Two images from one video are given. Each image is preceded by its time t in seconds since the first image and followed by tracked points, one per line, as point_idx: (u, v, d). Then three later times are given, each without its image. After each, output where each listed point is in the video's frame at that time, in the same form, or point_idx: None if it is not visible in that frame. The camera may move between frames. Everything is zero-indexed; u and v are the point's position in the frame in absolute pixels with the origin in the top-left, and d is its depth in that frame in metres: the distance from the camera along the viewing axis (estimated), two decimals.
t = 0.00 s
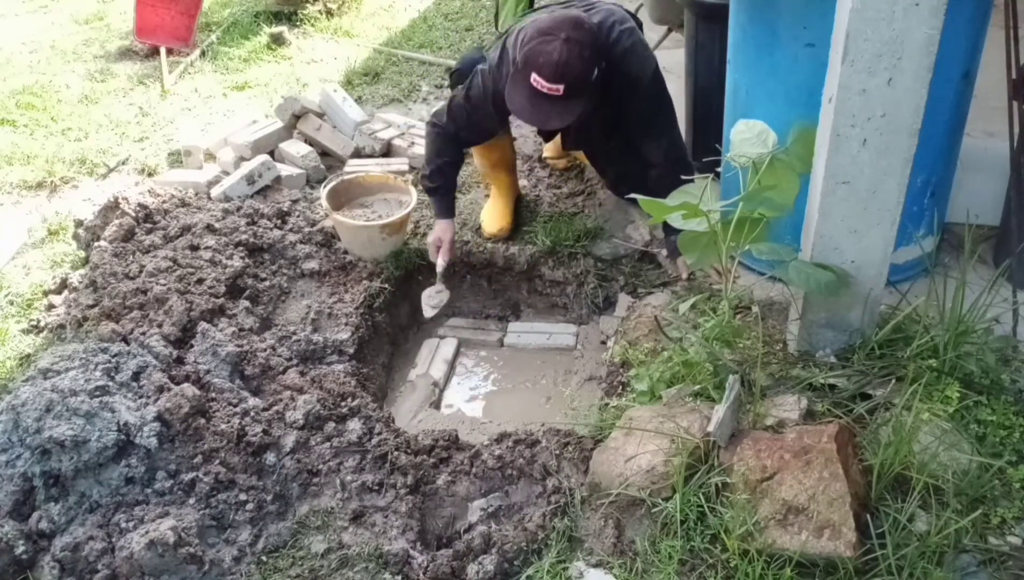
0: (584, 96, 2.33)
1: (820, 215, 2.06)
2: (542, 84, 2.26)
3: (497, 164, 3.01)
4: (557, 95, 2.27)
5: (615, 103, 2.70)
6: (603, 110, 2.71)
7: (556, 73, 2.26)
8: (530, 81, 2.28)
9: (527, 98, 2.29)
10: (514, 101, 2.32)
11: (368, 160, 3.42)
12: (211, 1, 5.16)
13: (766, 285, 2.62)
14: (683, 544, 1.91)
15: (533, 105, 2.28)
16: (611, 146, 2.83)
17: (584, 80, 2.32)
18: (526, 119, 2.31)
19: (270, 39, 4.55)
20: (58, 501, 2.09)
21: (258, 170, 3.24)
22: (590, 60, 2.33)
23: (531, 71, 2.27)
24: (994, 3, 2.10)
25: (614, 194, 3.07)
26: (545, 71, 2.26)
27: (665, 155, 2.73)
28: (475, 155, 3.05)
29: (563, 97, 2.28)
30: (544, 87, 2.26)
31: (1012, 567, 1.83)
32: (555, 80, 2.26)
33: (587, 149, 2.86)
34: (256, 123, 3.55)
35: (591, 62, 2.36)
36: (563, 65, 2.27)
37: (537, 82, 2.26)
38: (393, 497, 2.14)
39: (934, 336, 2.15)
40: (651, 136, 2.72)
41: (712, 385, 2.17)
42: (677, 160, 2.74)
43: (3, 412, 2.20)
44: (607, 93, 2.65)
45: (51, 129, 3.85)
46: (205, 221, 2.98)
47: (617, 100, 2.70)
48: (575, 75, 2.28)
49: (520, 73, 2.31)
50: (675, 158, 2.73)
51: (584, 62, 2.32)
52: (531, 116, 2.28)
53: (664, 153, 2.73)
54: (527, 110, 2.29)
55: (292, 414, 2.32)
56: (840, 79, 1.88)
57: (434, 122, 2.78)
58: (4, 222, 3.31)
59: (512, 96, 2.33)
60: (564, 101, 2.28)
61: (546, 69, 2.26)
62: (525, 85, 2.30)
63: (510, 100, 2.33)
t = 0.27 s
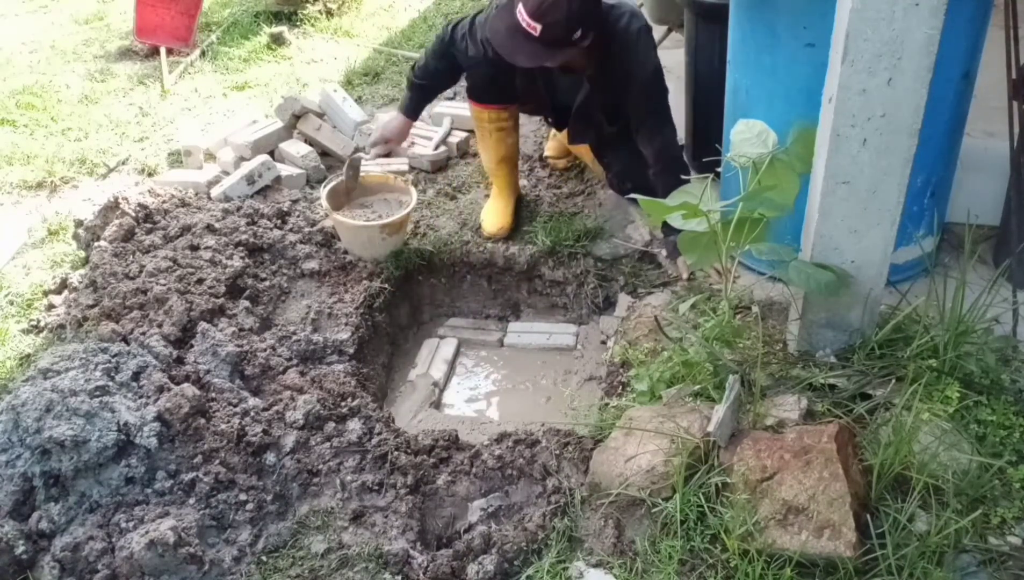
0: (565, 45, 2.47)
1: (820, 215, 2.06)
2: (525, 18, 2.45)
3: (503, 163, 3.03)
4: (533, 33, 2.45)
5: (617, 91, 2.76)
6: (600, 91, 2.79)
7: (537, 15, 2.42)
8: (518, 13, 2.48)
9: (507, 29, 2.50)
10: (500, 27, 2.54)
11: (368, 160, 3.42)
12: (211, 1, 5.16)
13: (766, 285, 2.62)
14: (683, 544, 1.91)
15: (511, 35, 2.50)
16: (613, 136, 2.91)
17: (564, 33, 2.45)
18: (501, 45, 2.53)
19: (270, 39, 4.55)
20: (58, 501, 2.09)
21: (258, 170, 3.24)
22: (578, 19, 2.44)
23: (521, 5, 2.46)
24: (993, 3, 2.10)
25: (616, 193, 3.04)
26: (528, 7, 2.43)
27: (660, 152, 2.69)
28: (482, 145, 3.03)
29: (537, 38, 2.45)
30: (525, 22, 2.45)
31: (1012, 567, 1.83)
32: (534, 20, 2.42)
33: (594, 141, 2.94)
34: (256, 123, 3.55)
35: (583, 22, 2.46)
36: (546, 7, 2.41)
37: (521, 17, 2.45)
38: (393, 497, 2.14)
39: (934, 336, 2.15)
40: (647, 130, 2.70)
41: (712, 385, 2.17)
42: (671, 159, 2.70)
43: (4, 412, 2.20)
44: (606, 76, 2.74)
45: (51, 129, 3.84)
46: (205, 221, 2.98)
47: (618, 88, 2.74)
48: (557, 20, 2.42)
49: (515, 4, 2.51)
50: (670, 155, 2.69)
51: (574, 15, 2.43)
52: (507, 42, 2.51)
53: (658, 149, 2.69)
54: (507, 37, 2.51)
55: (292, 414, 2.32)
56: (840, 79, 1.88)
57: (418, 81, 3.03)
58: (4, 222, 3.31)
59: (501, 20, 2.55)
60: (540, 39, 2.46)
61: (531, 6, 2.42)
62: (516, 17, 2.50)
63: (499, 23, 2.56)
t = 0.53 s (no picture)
0: (551, 47, 2.44)
1: (820, 215, 2.06)
2: (511, 20, 2.42)
3: (505, 164, 3.03)
4: (520, 34, 2.43)
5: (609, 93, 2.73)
6: (593, 93, 2.77)
7: (523, 14, 2.40)
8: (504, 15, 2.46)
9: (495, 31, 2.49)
10: (488, 28, 2.52)
11: (368, 160, 3.42)
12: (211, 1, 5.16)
13: (765, 285, 2.62)
14: (683, 544, 1.91)
15: (497, 37, 2.48)
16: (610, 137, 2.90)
17: (551, 33, 2.41)
18: (488, 47, 2.51)
19: (270, 39, 4.55)
20: (58, 501, 2.09)
21: (258, 170, 3.24)
22: (565, 20, 2.41)
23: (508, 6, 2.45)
24: (993, 3, 2.10)
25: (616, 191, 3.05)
26: (515, 8, 2.41)
27: (655, 155, 2.67)
28: (484, 146, 3.03)
29: (524, 39, 2.43)
30: (512, 24, 2.43)
31: (1012, 567, 1.83)
32: (520, 21, 2.41)
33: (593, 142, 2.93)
34: (256, 123, 3.55)
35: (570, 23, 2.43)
36: (532, 9, 2.38)
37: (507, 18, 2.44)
38: (393, 497, 2.14)
39: (934, 336, 2.15)
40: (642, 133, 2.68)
41: (712, 385, 2.17)
42: (666, 162, 2.68)
43: (4, 412, 2.20)
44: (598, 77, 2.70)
45: (51, 129, 3.85)
46: (204, 221, 2.98)
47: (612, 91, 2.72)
48: (543, 22, 2.39)
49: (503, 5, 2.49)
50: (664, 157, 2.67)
51: (560, 17, 2.40)
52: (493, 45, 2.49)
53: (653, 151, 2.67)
54: (494, 40, 2.49)
55: (292, 414, 2.32)
56: (840, 79, 1.88)
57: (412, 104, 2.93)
58: (4, 222, 3.31)
59: (489, 22, 2.52)
60: (525, 42, 2.44)
61: (516, 6, 2.41)
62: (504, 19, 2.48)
63: (487, 26, 2.54)
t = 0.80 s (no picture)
0: (553, 52, 2.43)
1: (820, 215, 2.07)
2: (512, 29, 2.40)
3: (503, 163, 3.03)
4: (521, 43, 2.41)
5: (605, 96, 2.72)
6: (589, 97, 2.75)
7: (523, 22, 2.38)
8: (505, 24, 2.43)
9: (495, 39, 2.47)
10: (489, 38, 2.49)
11: (368, 160, 3.42)
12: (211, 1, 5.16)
13: (765, 285, 2.62)
14: (683, 544, 1.91)
15: (498, 46, 2.47)
16: (607, 139, 2.89)
17: (553, 39, 2.39)
18: (492, 57, 2.48)
19: (270, 39, 4.55)
20: (58, 501, 2.09)
21: (258, 170, 3.24)
22: (565, 25, 2.39)
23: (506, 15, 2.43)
24: (993, 3, 2.10)
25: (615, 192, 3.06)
26: (515, 16, 2.39)
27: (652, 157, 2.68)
28: (481, 145, 3.04)
29: (526, 47, 2.41)
30: (512, 32, 2.41)
31: (1012, 567, 1.83)
32: (522, 29, 2.39)
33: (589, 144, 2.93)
34: (256, 123, 3.55)
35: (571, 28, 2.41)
36: (534, 16, 2.36)
37: (506, 26, 2.42)
38: (393, 497, 2.14)
39: (934, 336, 2.15)
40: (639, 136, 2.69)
41: (712, 385, 2.18)
42: (663, 163, 2.69)
43: (4, 412, 2.20)
44: (594, 81, 2.69)
45: (51, 129, 3.84)
46: (205, 221, 2.98)
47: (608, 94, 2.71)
48: (543, 29, 2.37)
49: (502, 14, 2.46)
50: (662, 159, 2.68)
51: (561, 22, 2.38)
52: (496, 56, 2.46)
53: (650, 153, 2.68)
54: (496, 50, 2.47)
55: (292, 414, 2.32)
56: (840, 79, 1.88)
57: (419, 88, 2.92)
58: (4, 222, 3.31)
59: (489, 32, 2.50)
60: (528, 51, 2.41)
61: (516, 15, 2.39)
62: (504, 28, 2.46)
63: (486, 35, 2.52)
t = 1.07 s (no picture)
0: (562, 66, 2.37)
1: (820, 215, 2.07)
2: (518, 52, 2.33)
3: (497, 165, 3.01)
4: (534, 64, 2.33)
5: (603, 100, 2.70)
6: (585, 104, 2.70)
7: (531, 42, 2.31)
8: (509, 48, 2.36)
9: (504, 68, 2.38)
10: (494, 67, 2.41)
11: (368, 160, 3.41)
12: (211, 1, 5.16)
13: (765, 285, 2.62)
14: (683, 544, 1.91)
15: (509, 74, 2.38)
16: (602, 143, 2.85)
17: (561, 53, 2.34)
18: (503, 85, 2.40)
19: (270, 39, 4.55)
20: (58, 501, 2.09)
21: (258, 170, 3.24)
22: (569, 37, 2.35)
23: (510, 40, 2.35)
24: (993, 3, 2.10)
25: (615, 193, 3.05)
26: (521, 40, 2.32)
27: (653, 158, 2.71)
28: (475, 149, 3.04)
29: (538, 68, 2.34)
30: (521, 57, 2.34)
31: (1012, 567, 1.83)
32: (530, 50, 2.32)
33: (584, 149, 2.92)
34: (256, 123, 3.55)
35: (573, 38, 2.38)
36: (539, 33, 2.30)
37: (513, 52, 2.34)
38: (393, 497, 2.14)
39: (934, 336, 2.15)
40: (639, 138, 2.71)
41: (712, 385, 2.17)
42: (667, 163, 2.71)
43: (4, 412, 2.20)
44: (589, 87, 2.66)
45: (51, 129, 3.84)
46: (205, 221, 2.98)
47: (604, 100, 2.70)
48: (552, 44, 2.32)
49: (502, 39, 2.40)
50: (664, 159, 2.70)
51: (564, 34, 2.34)
52: (507, 83, 2.38)
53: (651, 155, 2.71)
54: (507, 79, 2.38)
55: (292, 414, 2.32)
56: (840, 79, 1.88)
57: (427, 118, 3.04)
58: (4, 222, 3.31)
59: (492, 63, 2.42)
60: (540, 72, 2.34)
61: (522, 37, 2.32)
62: (507, 55, 2.39)
63: (491, 67, 2.43)
